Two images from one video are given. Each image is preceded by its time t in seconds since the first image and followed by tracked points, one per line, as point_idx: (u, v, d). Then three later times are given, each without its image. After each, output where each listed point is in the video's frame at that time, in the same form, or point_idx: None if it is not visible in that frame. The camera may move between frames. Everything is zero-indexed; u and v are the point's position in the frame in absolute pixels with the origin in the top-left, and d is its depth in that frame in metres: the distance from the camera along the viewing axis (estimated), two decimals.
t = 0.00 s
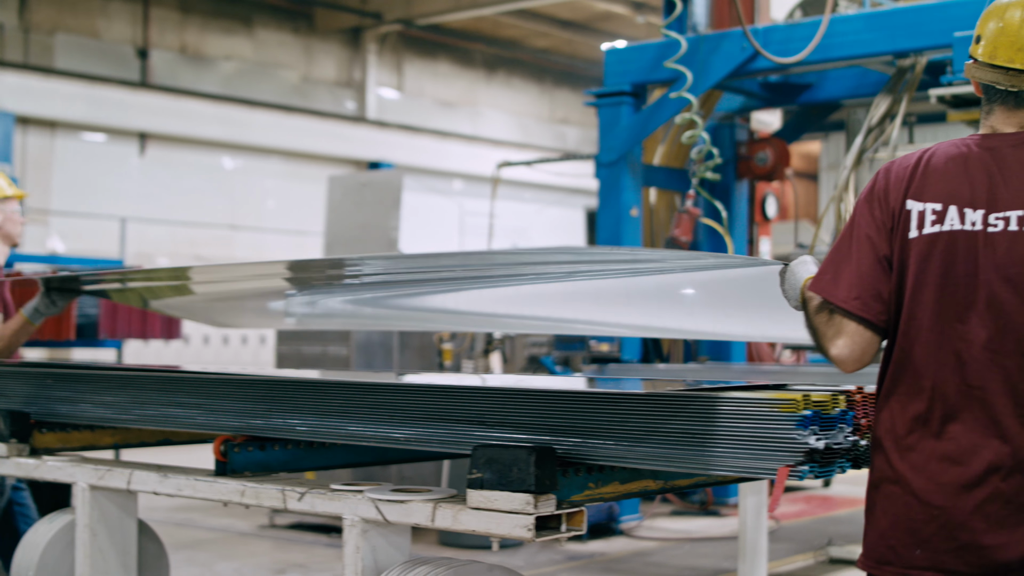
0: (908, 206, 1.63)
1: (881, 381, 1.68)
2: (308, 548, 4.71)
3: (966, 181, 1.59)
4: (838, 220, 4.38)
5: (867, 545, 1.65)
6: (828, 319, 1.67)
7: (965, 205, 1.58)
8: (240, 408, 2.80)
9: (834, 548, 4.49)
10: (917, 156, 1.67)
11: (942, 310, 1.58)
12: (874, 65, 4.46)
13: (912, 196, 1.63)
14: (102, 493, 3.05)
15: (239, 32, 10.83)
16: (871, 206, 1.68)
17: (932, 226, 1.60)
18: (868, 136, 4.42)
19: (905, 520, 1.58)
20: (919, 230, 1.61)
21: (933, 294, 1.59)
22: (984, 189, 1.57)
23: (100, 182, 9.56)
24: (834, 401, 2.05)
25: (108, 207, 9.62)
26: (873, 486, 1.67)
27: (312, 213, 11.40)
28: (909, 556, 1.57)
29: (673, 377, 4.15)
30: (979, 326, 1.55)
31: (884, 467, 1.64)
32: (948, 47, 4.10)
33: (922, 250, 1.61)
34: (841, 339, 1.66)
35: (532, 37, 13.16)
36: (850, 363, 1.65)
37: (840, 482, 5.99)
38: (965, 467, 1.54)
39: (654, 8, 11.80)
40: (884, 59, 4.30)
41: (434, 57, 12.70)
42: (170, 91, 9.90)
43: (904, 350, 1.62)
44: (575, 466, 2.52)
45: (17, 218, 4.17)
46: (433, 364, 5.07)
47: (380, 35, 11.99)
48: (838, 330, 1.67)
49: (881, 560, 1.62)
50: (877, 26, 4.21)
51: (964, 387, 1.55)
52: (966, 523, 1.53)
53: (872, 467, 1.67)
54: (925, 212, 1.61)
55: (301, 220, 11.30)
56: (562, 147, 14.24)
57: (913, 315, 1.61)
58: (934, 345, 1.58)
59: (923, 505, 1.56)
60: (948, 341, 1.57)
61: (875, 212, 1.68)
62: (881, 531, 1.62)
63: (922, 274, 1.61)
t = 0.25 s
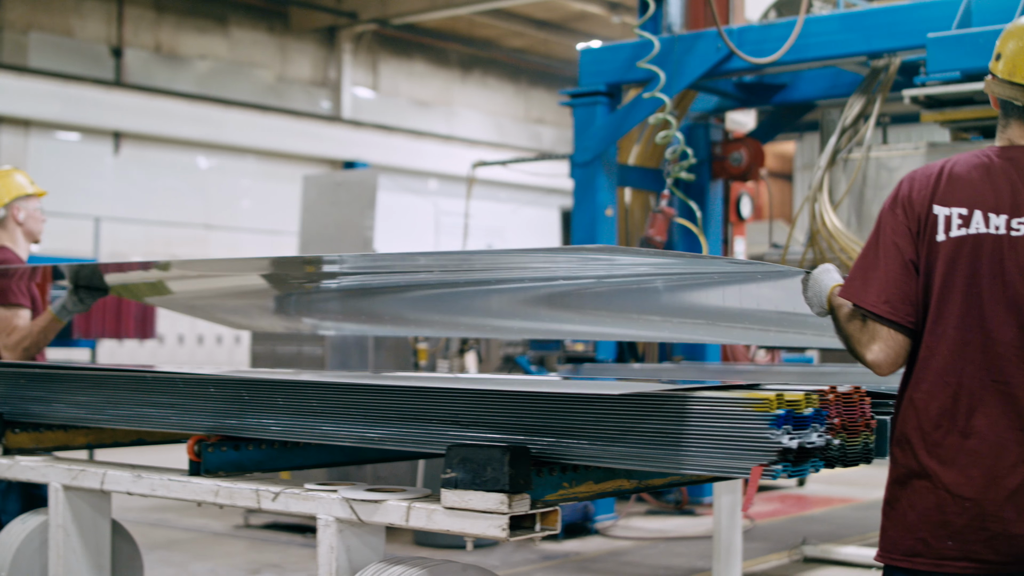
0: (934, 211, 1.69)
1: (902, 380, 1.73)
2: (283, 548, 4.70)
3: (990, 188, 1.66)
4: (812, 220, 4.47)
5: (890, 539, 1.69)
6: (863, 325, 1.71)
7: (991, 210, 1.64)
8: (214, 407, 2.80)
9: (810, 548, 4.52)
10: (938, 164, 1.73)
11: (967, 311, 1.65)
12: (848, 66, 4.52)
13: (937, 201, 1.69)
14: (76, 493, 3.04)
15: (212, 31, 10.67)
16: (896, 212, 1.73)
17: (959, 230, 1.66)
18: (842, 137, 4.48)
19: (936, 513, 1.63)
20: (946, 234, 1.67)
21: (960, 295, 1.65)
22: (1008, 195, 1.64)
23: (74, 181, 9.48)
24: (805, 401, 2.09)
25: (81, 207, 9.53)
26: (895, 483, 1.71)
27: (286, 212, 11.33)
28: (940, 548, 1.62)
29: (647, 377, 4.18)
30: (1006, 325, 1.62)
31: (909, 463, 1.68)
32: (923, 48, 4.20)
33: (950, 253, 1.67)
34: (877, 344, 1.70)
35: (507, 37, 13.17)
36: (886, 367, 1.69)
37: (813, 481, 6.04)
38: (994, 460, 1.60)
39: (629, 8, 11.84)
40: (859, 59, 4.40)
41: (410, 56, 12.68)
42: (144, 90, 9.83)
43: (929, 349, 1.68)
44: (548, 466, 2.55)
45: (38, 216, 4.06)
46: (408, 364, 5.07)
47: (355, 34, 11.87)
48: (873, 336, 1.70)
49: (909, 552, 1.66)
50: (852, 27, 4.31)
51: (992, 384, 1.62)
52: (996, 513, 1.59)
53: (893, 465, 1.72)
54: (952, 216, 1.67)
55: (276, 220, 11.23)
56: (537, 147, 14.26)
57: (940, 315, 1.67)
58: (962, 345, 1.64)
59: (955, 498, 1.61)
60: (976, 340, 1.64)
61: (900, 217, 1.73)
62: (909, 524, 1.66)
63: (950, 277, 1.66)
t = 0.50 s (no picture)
0: (960, 232, 1.83)
1: (926, 392, 1.87)
2: (259, 548, 4.69)
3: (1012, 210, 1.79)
4: (787, 220, 4.53)
5: (916, 541, 1.83)
6: (885, 338, 1.87)
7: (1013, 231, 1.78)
8: (189, 407, 2.80)
9: (785, 546, 4.58)
10: (962, 188, 1.87)
11: (991, 326, 1.78)
12: (823, 65, 4.59)
13: (963, 223, 1.83)
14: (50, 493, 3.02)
15: (189, 30, 10.64)
16: (922, 233, 1.87)
17: (984, 250, 1.80)
18: (818, 137, 4.55)
19: (961, 514, 1.78)
20: (972, 254, 1.81)
21: (984, 311, 1.79)
22: None
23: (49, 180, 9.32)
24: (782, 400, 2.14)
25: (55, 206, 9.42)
26: (919, 486, 1.85)
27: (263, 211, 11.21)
28: (966, 549, 1.76)
29: (623, 377, 4.20)
30: None
31: (933, 470, 1.82)
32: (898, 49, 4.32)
33: (975, 272, 1.80)
34: (899, 356, 1.86)
35: (484, 37, 13.18)
36: (906, 376, 1.85)
37: (788, 480, 6.08)
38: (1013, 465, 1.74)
39: (606, 8, 11.90)
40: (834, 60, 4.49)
41: (387, 56, 12.65)
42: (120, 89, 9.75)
43: (953, 361, 1.81)
44: (524, 465, 2.57)
45: (60, 213, 4.01)
46: (385, 364, 5.06)
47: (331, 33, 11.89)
48: (892, 348, 1.86)
49: (935, 552, 1.80)
50: (829, 27, 4.41)
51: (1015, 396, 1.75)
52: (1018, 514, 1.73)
53: (917, 470, 1.86)
54: (978, 237, 1.80)
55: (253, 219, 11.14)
56: (514, 146, 14.23)
57: (965, 330, 1.80)
58: (986, 357, 1.78)
59: (979, 501, 1.76)
60: (997, 352, 1.78)
61: (926, 238, 1.86)
62: (935, 526, 1.80)
63: (975, 294, 1.80)
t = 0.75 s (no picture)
0: (987, 243, 2.06)
1: (952, 396, 2.13)
2: (236, 548, 4.67)
3: None
4: (764, 221, 4.55)
5: (946, 533, 2.10)
6: (908, 334, 2.14)
7: None
8: (165, 407, 2.79)
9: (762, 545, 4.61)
10: (987, 201, 2.11)
11: (1009, 335, 2.03)
12: (799, 65, 4.63)
13: (991, 235, 2.06)
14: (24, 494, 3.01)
15: (165, 29, 10.56)
16: (953, 243, 2.11)
17: (1009, 260, 2.03)
18: (795, 136, 4.57)
19: (987, 512, 2.04)
20: (999, 264, 2.04)
21: (1004, 320, 2.04)
22: None
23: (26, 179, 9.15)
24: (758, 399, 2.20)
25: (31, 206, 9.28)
26: (947, 485, 2.11)
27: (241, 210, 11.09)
28: (995, 542, 2.03)
29: (601, 377, 4.22)
30: None
31: (959, 470, 2.08)
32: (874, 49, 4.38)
33: (999, 281, 2.04)
34: (921, 352, 2.13)
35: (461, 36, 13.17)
36: (926, 370, 2.11)
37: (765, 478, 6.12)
38: None
39: (584, 8, 11.93)
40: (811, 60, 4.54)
41: (364, 55, 12.61)
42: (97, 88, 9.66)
43: (977, 368, 2.06)
44: (501, 465, 2.56)
45: (79, 218, 4.19)
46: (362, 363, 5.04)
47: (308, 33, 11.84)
48: (914, 345, 2.13)
49: (966, 545, 2.07)
50: (807, 27, 4.46)
51: None
52: None
53: (943, 471, 2.12)
54: (1004, 248, 2.04)
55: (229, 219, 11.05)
56: (491, 146, 14.22)
57: (990, 335, 2.05)
58: (1006, 365, 2.03)
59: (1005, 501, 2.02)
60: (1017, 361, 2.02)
61: (957, 247, 2.11)
62: (965, 522, 2.07)
63: (1000, 301, 2.04)
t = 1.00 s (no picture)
0: (1000, 237, 2.16)
1: (965, 381, 2.24)
2: (213, 548, 4.63)
3: None
4: (741, 220, 4.55)
5: (958, 509, 2.23)
6: (926, 321, 2.24)
7: None
8: (139, 407, 2.76)
9: (739, 544, 4.63)
10: (1000, 195, 2.20)
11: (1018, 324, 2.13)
12: (776, 65, 4.67)
13: (1004, 229, 2.15)
14: None
15: (141, 28, 10.47)
16: (968, 234, 2.21)
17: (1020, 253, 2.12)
18: (771, 137, 4.61)
19: (994, 490, 2.16)
20: (1010, 256, 2.14)
21: (1013, 310, 2.14)
22: None
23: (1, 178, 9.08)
24: (733, 399, 2.28)
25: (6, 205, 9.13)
26: (958, 465, 2.24)
27: (217, 208, 10.94)
28: (1001, 519, 2.15)
29: (578, 377, 4.23)
30: None
31: (969, 451, 2.21)
32: (850, 50, 4.45)
33: (1010, 273, 2.14)
34: (937, 338, 2.22)
35: (438, 36, 13.16)
36: (940, 355, 2.21)
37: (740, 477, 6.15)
38: None
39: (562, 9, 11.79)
40: (787, 61, 4.58)
41: (341, 54, 12.56)
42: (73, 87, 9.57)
43: (988, 354, 2.18)
44: (477, 465, 2.56)
45: (100, 228, 4.60)
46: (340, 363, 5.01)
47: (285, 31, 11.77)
48: (931, 331, 2.23)
49: (976, 522, 2.19)
50: (785, 28, 4.50)
51: None
52: None
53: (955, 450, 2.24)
54: (1016, 242, 2.13)
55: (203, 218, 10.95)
56: (467, 145, 14.20)
57: (1001, 324, 2.15)
58: (1015, 351, 2.13)
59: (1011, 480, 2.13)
60: None
61: (971, 239, 2.21)
62: (975, 500, 2.19)
63: (1011, 292, 2.14)
